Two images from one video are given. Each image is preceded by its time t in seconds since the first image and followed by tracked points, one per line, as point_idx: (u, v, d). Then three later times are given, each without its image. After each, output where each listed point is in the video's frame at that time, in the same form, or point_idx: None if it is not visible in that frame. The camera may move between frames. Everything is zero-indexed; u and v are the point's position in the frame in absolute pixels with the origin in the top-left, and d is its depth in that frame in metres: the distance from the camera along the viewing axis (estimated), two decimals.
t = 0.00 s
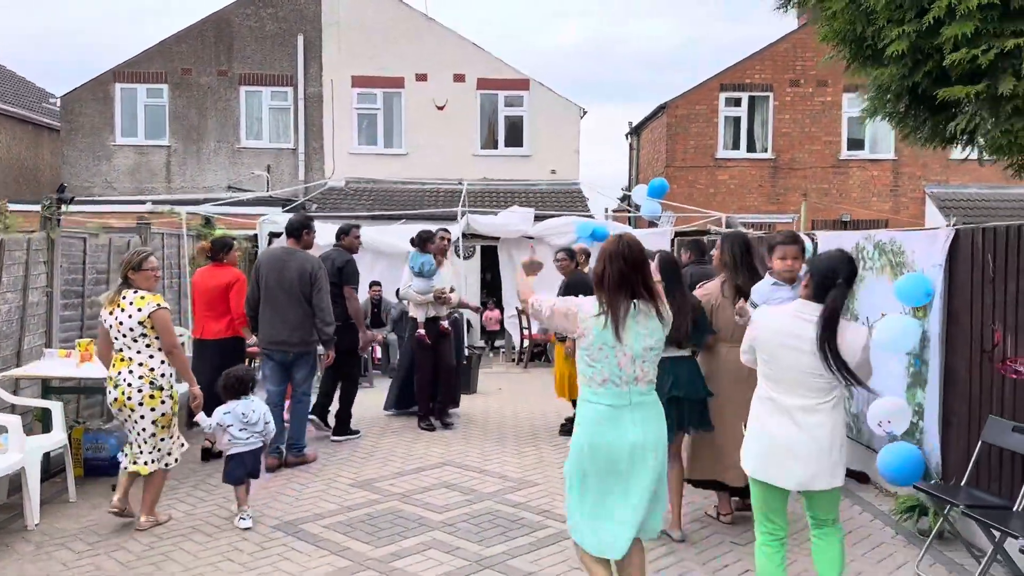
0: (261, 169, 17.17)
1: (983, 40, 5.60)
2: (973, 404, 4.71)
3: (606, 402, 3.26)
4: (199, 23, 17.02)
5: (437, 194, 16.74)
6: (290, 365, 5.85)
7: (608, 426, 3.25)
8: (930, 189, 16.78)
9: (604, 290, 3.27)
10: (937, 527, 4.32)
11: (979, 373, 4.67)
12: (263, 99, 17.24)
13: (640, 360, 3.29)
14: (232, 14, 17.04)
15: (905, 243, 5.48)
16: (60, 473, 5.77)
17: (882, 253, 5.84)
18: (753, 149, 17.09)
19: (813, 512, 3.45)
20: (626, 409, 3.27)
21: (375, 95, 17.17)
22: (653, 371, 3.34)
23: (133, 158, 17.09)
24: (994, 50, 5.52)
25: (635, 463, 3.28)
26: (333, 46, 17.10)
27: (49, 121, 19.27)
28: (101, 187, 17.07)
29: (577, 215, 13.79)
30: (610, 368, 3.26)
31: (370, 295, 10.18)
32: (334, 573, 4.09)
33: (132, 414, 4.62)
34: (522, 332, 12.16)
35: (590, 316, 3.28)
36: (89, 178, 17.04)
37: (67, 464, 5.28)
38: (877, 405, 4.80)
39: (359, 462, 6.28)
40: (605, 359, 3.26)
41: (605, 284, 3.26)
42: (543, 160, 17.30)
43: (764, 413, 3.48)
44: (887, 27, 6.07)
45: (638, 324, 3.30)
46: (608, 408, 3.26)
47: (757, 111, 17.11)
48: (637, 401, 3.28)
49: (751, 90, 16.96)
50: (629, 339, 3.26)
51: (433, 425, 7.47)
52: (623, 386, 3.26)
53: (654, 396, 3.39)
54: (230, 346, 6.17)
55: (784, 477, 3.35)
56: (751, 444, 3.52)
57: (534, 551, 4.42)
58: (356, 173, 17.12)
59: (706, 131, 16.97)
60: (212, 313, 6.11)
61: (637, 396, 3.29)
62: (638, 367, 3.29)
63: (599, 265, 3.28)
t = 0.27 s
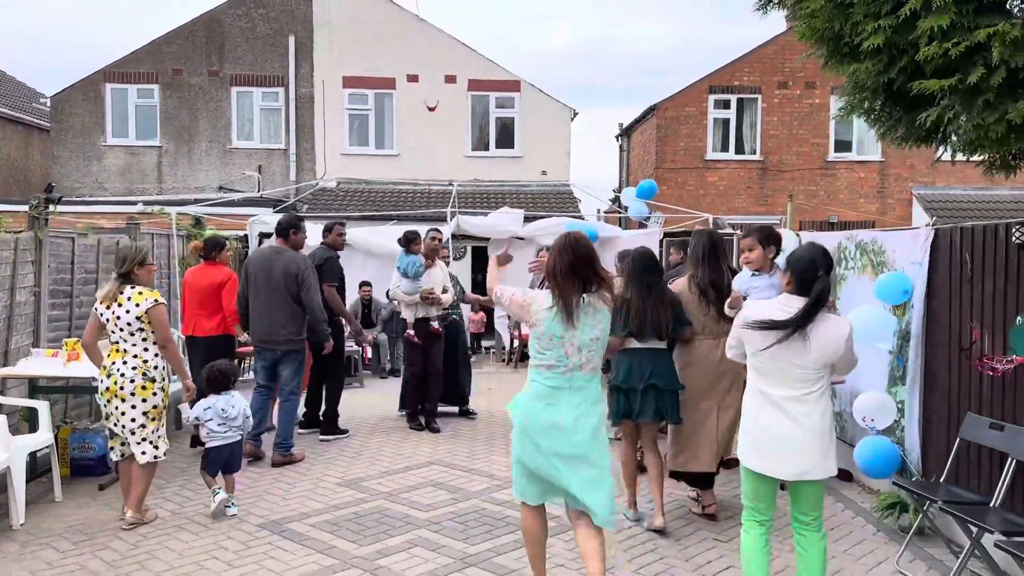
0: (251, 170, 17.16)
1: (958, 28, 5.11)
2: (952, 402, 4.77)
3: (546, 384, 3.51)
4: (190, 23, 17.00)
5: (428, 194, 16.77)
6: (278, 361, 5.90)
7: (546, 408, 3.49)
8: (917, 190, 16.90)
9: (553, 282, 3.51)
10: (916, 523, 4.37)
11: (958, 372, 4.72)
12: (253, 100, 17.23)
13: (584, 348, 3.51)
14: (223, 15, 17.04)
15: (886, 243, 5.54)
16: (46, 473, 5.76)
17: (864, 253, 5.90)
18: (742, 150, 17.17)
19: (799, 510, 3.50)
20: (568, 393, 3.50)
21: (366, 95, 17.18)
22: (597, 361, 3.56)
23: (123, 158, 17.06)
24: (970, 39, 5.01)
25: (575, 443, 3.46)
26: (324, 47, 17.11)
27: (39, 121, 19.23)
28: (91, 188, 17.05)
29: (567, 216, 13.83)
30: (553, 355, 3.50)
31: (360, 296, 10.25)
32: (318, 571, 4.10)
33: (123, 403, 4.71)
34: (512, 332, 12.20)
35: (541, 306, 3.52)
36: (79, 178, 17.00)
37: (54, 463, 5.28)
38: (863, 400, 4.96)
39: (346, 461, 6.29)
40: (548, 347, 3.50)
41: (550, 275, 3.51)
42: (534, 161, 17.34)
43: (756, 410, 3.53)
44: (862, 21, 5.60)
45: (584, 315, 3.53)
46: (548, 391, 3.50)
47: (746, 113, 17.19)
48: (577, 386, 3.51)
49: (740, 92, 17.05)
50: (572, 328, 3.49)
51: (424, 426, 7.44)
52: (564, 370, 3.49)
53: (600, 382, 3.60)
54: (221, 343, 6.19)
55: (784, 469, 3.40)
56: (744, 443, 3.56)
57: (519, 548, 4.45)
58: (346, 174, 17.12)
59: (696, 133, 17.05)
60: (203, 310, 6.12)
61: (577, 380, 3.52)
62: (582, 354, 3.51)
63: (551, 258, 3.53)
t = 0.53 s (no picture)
0: (245, 172, 17.16)
1: (942, 23, 5.19)
2: (939, 399, 4.82)
3: (512, 370, 3.80)
4: (183, 25, 17.00)
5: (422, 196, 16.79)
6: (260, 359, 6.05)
7: (511, 390, 3.79)
8: (910, 192, 16.98)
9: (515, 275, 3.82)
10: (904, 520, 4.41)
11: (945, 370, 4.77)
12: (247, 101, 17.23)
13: (544, 337, 3.81)
14: (217, 17, 17.05)
15: (875, 243, 5.59)
16: (39, 473, 5.77)
17: (853, 253, 5.94)
18: (735, 152, 17.24)
19: (779, 500, 3.58)
20: (531, 377, 3.80)
21: (360, 97, 17.19)
22: (558, 347, 3.86)
23: (117, 160, 17.05)
24: (953, 34, 5.11)
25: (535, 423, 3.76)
26: (318, 49, 17.12)
27: (32, 123, 19.20)
28: (84, 190, 17.03)
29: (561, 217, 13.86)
30: (517, 343, 3.79)
31: (353, 296, 10.28)
32: (311, 569, 4.13)
33: (122, 400, 4.94)
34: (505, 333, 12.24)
35: (504, 298, 3.84)
36: (72, 180, 16.99)
37: (46, 464, 5.29)
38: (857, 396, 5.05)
39: (340, 462, 6.32)
40: (512, 335, 3.81)
41: (512, 271, 3.82)
42: (527, 163, 17.38)
43: (744, 395, 3.62)
44: (848, 18, 5.69)
45: (545, 304, 3.85)
46: (514, 376, 3.80)
47: (739, 114, 17.25)
48: (540, 372, 3.81)
49: (733, 94, 17.11)
50: (533, 317, 3.81)
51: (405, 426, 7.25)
52: (527, 357, 3.80)
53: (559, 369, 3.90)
54: (211, 342, 6.22)
55: (772, 452, 3.49)
56: (733, 428, 3.63)
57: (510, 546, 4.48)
58: (340, 176, 17.13)
59: (689, 135, 17.12)
60: (192, 310, 6.14)
61: (540, 367, 3.81)
62: (543, 343, 3.82)
63: (512, 252, 3.83)
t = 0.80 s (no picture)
0: (243, 172, 17.15)
1: (940, 19, 5.22)
2: (937, 399, 4.83)
3: (501, 382, 3.83)
4: (180, 26, 17.00)
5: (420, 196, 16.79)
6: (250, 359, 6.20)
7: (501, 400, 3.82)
8: (907, 192, 17.02)
9: (497, 291, 3.82)
10: (902, 520, 4.42)
11: (943, 370, 4.78)
12: (245, 102, 17.22)
13: (532, 346, 3.84)
14: (214, 18, 17.04)
15: (872, 244, 5.61)
16: (37, 474, 5.76)
17: (851, 253, 5.96)
18: (733, 152, 17.26)
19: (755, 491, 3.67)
20: (519, 386, 3.84)
21: (357, 98, 17.18)
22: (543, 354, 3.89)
23: (114, 161, 17.04)
24: (951, 30, 5.13)
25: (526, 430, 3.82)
26: (315, 49, 17.11)
27: (29, 124, 19.18)
28: (81, 191, 17.01)
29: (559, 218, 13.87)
30: (505, 356, 3.82)
31: (351, 297, 10.24)
32: (309, 570, 4.13)
33: (130, 402, 5.06)
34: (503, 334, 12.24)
35: (489, 316, 3.84)
36: (70, 181, 16.97)
37: (45, 464, 5.28)
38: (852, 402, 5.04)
39: (338, 462, 6.32)
40: (500, 347, 3.81)
41: (497, 285, 3.82)
42: (525, 163, 17.38)
43: (728, 400, 3.65)
44: (845, 15, 5.69)
45: (528, 316, 3.85)
46: (502, 388, 3.83)
47: (736, 115, 17.27)
48: (528, 380, 3.85)
49: (730, 94, 17.13)
50: (518, 330, 3.82)
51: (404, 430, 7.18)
52: (515, 366, 3.83)
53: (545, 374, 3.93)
54: (214, 341, 6.27)
55: (750, 457, 3.53)
56: (714, 429, 3.65)
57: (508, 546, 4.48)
58: (338, 176, 17.13)
59: (686, 135, 17.14)
60: (194, 310, 6.22)
61: (528, 375, 3.85)
62: (530, 353, 3.84)
63: (493, 271, 3.82)
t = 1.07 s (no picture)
0: (246, 175, 17.18)
1: (944, 21, 5.22)
2: (939, 400, 4.84)
3: (493, 363, 3.84)
4: (184, 29, 17.04)
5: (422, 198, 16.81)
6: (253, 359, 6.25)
7: (492, 383, 3.83)
8: (909, 194, 17.00)
9: (489, 270, 3.87)
10: (905, 521, 4.42)
11: (946, 371, 4.78)
12: (248, 105, 17.26)
13: (522, 329, 3.86)
14: (217, 21, 17.08)
15: (875, 245, 5.61)
16: (42, 476, 5.78)
17: (853, 254, 5.96)
18: (736, 154, 17.26)
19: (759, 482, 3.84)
20: (511, 368, 3.85)
21: (360, 100, 17.22)
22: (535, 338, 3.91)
23: (118, 163, 17.08)
24: (955, 32, 5.13)
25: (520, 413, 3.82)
26: (318, 52, 17.15)
27: (33, 127, 19.23)
28: (85, 193, 17.05)
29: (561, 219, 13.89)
30: (496, 335, 3.83)
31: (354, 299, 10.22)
32: (313, 571, 4.14)
33: (138, 395, 5.14)
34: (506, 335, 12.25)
35: (480, 296, 3.86)
36: (74, 184, 17.02)
37: (49, 466, 5.29)
38: (844, 399, 5.14)
39: (341, 463, 6.33)
40: (490, 328, 3.84)
41: (486, 266, 3.87)
42: (528, 165, 17.41)
43: (733, 386, 3.83)
44: (849, 19, 5.70)
45: (520, 298, 3.90)
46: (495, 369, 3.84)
47: (739, 116, 17.27)
48: (519, 364, 3.86)
49: (733, 96, 17.13)
50: (509, 310, 3.85)
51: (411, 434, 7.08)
52: (506, 350, 3.83)
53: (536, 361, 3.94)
54: (223, 344, 6.37)
55: (760, 441, 3.71)
56: (722, 416, 3.82)
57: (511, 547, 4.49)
58: (341, 179, 17.16)
59: (689, 137, 17.14)
60: (205, 313, 6.32)
61: (519, 359, 3.86)
62: (520, 336, 3.86)
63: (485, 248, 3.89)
